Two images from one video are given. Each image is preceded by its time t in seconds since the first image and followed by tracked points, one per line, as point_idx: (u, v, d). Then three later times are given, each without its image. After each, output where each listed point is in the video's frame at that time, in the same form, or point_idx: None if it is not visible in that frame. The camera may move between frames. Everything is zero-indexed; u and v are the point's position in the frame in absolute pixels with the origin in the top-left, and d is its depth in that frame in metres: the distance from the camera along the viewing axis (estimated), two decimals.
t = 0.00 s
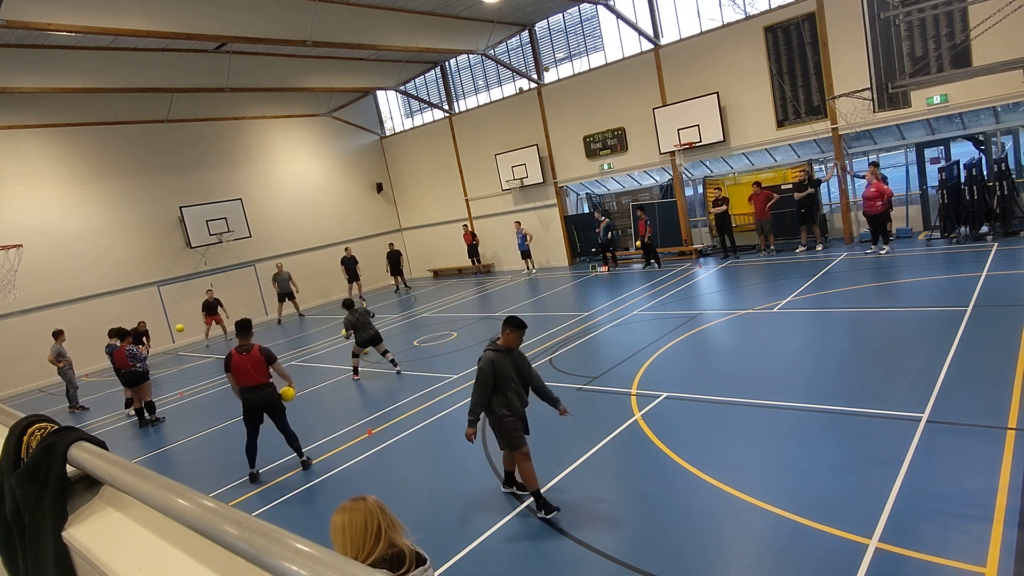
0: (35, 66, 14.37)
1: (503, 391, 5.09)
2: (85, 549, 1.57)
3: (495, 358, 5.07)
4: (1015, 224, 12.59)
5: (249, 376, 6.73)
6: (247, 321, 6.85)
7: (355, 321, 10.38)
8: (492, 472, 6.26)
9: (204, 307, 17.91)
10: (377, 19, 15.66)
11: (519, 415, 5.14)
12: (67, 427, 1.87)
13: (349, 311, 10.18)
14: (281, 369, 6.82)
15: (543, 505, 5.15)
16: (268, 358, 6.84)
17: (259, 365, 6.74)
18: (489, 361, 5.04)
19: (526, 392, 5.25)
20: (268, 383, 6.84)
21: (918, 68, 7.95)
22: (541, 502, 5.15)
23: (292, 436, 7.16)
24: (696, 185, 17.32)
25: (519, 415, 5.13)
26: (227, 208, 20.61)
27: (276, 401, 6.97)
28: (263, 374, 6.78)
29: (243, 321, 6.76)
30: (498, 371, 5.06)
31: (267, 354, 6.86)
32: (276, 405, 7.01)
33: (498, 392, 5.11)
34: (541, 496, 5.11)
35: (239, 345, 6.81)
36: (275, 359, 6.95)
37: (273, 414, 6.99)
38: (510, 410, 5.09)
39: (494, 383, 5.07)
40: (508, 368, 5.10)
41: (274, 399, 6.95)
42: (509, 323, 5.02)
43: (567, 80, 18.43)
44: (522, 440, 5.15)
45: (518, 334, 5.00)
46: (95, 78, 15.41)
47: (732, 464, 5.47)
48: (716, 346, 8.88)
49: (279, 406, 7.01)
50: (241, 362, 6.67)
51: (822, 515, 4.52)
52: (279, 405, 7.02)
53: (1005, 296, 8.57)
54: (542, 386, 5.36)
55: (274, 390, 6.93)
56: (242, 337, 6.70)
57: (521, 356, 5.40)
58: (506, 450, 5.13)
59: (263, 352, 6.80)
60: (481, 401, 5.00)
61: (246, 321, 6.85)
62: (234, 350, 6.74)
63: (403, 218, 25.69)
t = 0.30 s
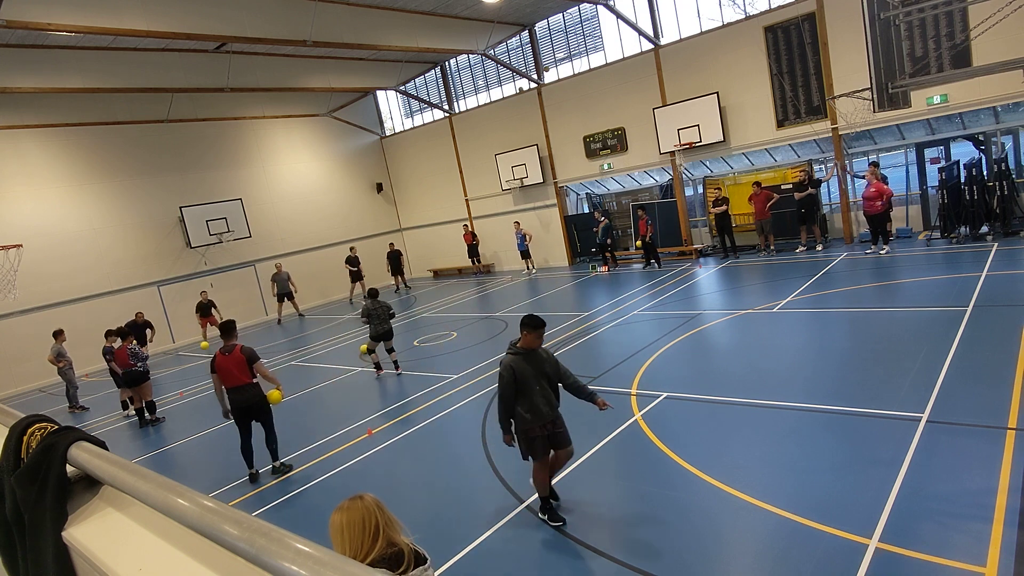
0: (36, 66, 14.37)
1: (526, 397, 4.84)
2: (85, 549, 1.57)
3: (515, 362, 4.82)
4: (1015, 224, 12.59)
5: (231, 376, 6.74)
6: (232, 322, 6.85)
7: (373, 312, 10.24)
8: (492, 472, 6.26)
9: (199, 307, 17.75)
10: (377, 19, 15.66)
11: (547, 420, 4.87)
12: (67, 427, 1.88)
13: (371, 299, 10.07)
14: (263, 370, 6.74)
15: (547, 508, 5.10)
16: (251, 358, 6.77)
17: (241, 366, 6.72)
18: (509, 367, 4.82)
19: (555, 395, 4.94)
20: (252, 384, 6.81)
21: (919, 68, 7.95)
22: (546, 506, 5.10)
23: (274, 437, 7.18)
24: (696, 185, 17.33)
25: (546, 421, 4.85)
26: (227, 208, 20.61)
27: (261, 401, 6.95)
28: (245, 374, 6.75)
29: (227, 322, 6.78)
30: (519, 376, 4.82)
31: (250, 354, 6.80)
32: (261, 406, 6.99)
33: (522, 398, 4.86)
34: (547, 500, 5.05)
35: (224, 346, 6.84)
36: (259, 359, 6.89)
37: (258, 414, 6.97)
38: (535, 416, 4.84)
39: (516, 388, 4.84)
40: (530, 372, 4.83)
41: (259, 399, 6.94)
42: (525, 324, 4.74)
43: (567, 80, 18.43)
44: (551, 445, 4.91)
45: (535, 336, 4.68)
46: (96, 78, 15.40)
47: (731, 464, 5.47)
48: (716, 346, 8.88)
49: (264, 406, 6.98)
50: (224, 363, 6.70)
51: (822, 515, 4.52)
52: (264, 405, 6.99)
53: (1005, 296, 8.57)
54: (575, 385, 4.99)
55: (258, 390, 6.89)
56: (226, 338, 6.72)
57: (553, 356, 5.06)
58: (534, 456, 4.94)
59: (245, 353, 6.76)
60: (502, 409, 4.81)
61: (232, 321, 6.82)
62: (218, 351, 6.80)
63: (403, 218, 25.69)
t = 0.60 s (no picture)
0: (35, 65, 14.37)
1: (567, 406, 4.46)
2: (85, 549, 1.57)
3: (556, 368, 4.45)
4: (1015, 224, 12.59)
5: (228, 377, 6.75)
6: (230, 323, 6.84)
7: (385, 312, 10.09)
8: (493, 472, 6.26)
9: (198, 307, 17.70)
10: (377, 19, 15.66)
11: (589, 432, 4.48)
12: (67, 427, 1.88)
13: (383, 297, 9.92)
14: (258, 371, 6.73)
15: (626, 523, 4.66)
16: (247, 360, 6.76)
17: (236, 367, 6.71)
18: (549, 374, 4.45)
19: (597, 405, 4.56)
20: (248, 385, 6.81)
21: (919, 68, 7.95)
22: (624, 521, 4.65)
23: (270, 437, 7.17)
24: (696, 185, 17.32)
25: (589, 433, 4.47)
26: (227, 208, 20.61)
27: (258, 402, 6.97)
28: (241, 375, 6.75)
29: (225, 323, 6.79)
30: (561, 384, 4.43)
31: (246, 356, 6.78)
32: (258, 407, 7.00)
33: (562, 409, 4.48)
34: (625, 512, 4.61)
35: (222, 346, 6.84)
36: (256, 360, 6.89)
37: (254, 415, 6.99)
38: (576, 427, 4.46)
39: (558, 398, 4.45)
40: (572, 381, 4.45)
41: (255, 400, 6.96)
42: (567, 328, 4.40)
43: (567, 80, 18.43)
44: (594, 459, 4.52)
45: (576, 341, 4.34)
46: (95, 78, 15.40)
47: (731, 464, 5.48)
48: (716, 346, 8.88)
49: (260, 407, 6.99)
50: (220, 364, 6.71)
51: (821, 515, 4.52)
52: (261, 406, 7.01)
53: (1005, 296, 8.57)
54: (617, 395, 4.61)
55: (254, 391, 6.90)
56: (223, 339, 6.73)
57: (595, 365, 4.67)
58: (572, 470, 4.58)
59: (240, 354, 6.77)
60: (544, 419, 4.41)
61: (229, 322, 6.86)
62: (216, 351, 6.80)
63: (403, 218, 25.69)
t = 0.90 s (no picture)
0: (36, 65, 14.37)
1: (608, 403, 4.31)
2: (85, 549, 1.57)
3: (596, 363, 4.30)
4: (1015, 224, 12.59)
5: (233, 376, 6.80)
6: (239, 322, 6.85)
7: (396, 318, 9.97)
8: (493, 472, 6.26)
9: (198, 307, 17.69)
10: (377, 19, 15.67)
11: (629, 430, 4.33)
12: (66, 427, 1.87)
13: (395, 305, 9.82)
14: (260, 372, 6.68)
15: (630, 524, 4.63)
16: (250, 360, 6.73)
17: (240, 367, 6.72)
18: (591, 368, 4.29)
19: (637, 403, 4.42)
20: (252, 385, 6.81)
21: (918, 68, 7.95)
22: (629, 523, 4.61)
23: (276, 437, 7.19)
24: (696, 185, 17.33)
25: (629, 432, 4.32)
26: (227, 208, 20.61)
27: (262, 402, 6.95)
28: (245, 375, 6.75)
29: (235, 322, 6.83)
30: (601, 379, 4.29)
31: (250, 356, 6.75)
32: (264, 407, 6.98)
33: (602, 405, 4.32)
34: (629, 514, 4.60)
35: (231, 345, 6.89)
36: (260, 361, 6.84)
37: (260, 415, 6.98)
38: (617, 425, 4.30)
39: (595, 393, 4.32)
40: (613, 376, 4.30)
41: (260, 400, 6.94)
42: (609, 321, 4.25)
43: (567, 80, 18.43)
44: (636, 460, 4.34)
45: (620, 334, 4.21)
46: (95, 78, 15.40)
47: (731, 464, 5.47)
48: (716, 346, 8.88)
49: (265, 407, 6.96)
50: (225, 363, 6.76)
51: (821, 515, 4.52)
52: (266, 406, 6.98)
53: (1006, 296, 8.57)
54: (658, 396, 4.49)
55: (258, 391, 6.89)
56: (230, 338, 6.76)
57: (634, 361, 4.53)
58: (613, 474, 4.35)
59: (244, 355, 6.74)
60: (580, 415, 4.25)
61: (239, 321, 6.89)
62: (223, 350, 6.88)
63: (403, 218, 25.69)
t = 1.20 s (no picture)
0: (36, 65, 14.37)
1: (659, 425, 3.81)
2: (86, 549, 1.57)
3: (643, 383, 3.79)
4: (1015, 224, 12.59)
5: (247, 372, 6.81)
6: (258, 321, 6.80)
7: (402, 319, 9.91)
8: (493, 472, 6.25)
9: (198, 307, 17.67)
10: (377, 19, 15.66)
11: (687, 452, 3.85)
12: (66, 427, 1.88)
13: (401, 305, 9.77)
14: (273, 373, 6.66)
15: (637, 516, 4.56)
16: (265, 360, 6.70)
17: (253, 365, 6.70)
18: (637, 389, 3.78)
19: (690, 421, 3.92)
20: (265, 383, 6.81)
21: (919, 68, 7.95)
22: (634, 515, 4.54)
23: (281, 437, 7.21)
24: (696, 185, 17.33)
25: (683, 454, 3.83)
26: (227, 208, 20.61)
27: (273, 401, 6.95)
28: (258, 373, 6.74)
29: (254, 319, 6.79)
30: (647, 400, 3.78)
31: (265, 356, 6.71)
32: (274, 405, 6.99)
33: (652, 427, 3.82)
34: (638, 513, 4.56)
35: (249, 341, 6.87)
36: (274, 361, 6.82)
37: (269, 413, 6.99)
38: (673, 447, 3.81)
39: (643, 415, 3.83)
40: (661, 395, 3.78)
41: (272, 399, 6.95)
42: (655, 335, 3.70)
43: (567, 80, 18.43)
44: (698, 482, 3.86)
45: (671, 350, 3.66)
46: (95, 78, 15.40)
47: (731, 464, 5.47)
48: (716, 346, 8.89)
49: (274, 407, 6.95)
50: (241, 358, 6.76)
51: (821, 515, 4.52)
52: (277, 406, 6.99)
53: (1006, 296, 8.57)
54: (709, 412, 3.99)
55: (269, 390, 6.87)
56: (249, 335, 6.75)
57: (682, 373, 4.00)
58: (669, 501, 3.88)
59: (260, 354, 6.70)
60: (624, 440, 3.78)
61: (259, 318, 6.87)
62: (240, 345, 6.88)
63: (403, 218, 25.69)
